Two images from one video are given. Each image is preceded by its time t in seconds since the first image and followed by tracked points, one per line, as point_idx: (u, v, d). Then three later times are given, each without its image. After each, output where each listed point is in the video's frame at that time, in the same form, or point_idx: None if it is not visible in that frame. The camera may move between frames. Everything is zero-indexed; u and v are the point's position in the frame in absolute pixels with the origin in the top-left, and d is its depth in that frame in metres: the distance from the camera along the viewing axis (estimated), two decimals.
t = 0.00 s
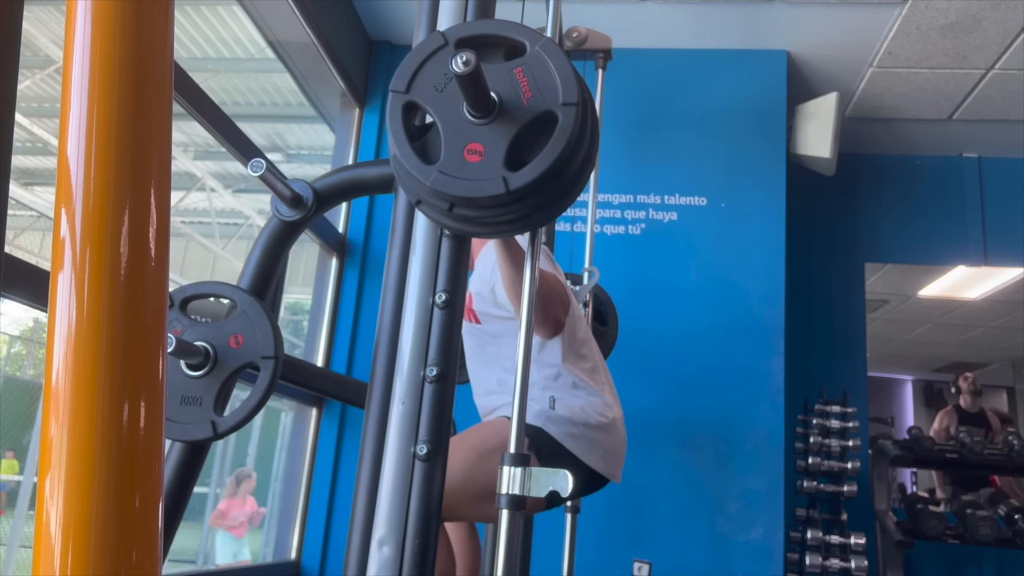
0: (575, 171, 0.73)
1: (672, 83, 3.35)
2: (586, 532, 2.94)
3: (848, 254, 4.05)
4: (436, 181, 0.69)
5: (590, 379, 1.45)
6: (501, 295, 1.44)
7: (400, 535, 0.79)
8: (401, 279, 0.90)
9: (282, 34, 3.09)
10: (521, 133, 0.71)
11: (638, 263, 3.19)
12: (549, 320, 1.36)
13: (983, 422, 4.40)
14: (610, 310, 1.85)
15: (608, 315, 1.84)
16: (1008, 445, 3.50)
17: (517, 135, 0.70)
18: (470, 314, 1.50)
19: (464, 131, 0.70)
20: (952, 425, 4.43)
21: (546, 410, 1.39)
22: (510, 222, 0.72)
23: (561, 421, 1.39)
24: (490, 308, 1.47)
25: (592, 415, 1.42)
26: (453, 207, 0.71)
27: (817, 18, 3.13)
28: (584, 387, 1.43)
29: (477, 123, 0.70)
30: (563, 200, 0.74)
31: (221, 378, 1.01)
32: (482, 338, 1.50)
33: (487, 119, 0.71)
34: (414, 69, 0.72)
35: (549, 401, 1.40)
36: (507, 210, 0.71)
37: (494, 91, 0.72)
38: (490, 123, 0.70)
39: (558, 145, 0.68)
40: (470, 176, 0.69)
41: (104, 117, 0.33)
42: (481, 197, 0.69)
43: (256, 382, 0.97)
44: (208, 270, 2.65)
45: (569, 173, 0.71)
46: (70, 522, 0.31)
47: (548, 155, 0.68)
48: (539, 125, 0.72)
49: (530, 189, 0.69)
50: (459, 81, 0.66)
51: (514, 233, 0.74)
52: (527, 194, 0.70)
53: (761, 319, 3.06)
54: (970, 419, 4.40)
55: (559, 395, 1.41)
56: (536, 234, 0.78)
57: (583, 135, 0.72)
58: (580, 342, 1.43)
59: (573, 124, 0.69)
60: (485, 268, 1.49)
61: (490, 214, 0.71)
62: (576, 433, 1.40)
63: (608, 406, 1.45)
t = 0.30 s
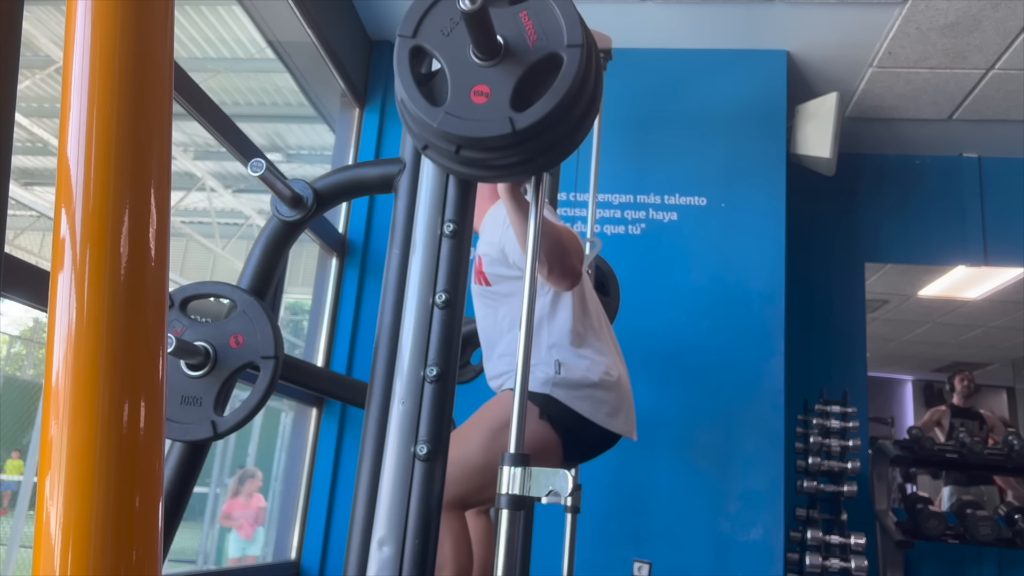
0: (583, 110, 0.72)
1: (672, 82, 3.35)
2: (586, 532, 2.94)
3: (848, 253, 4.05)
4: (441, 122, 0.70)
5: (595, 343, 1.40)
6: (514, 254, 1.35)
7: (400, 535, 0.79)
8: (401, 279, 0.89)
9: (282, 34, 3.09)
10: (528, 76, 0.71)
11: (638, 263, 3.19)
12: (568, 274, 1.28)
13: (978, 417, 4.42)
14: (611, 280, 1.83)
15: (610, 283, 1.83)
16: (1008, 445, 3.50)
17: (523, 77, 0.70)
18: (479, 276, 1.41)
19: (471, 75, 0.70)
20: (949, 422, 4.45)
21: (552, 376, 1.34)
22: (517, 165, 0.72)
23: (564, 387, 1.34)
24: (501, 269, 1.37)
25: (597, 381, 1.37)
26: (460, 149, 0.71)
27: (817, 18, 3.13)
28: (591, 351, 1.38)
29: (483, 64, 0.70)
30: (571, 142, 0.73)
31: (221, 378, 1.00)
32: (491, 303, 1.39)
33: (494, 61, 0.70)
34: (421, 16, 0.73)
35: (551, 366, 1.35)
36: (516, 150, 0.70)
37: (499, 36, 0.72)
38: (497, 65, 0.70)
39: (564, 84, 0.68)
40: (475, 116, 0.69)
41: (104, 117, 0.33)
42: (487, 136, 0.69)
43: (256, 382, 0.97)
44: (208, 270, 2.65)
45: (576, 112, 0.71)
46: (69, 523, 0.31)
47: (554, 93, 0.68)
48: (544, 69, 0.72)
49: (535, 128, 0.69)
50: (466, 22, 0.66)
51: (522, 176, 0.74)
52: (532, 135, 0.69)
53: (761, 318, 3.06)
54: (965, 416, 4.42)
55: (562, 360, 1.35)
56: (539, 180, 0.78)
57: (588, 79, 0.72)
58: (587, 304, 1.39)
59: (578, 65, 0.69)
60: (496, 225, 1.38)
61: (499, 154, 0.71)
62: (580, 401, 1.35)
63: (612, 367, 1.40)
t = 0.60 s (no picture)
0: (587, 49, 0.75)
1: (672, 82, 3.35)
2: (586, 532, 2.94)
3: (848, 253, 4.05)
4: (450, 59, 0.72)
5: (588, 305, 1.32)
6: (515, 211, 1.29)
7: (400, 534, 0.79)
8: (401, 278, 0.89)
9: (282, 34, 3.09)
10: (534, 14, 0.73)
11: (638, 263, 3.19)
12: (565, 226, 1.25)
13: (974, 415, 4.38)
14: (613, 247, 1.83)
15: (612, 250, 1.85)
16: (1008, 444, 3.51)
17: (530, 14, 0.73)
18: (477, 229, 1.36)
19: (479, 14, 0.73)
20: (946, 420, 4.46)
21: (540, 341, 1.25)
22: (522, 104, 0.74)
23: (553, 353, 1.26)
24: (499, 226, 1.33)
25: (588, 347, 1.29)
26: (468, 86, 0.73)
27: (817, 18, 3.13)
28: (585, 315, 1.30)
29: (491, 3, 0.73)
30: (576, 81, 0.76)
31: (221, 378, 1.00)
32: (488, 258, 1.35)
33: None
34: None
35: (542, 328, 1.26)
36: (522, 87, 0.73)
37: None
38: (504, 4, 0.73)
39: (568, 20, 0.71)
40: (483, 53, 0.72)
41: (104, 117, 0.33)
42: (495, 70, 0.71)
43: (256, 382, 0.97)
44: (209, 270, 2.66)
45: (581, 50, 0.74)
46: (69, 522, 0.31)
47: (560, 29, 0.71)
48: (550, 8, 0.75)
49: (540, 65, 0.72)
50: None
51: (527, 117, 0.77)
52: (538, 72, 0.72)
53: (760, 318, 3.06)
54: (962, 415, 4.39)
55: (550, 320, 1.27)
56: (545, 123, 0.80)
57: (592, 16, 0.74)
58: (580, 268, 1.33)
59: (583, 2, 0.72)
60: (500, 179, 1.32)
61: (506, 91, 0.73)
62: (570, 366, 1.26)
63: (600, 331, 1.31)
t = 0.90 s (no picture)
0: (590, 24, 0.75)
1: (671, 82, 3.35)
2: (586, 532, 2.94)
3: (848, 253, 4.05)
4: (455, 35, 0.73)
5: (576, 291, 1.30)
6: (512, 193, 1.28)
7: (400, 534, 0.79)
8: (401, 278, 0.89)
9: (282, 34, 3.09)
10: None
11: (638, 263, 3.19)
12: (566, 208, 1.25)
13: (975, 417, 4.38)
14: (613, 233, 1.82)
15: (613, 236, 1.84)
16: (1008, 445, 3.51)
17: None
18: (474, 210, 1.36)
19: None
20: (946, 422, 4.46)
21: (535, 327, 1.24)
22: (526, 78, 0.75)
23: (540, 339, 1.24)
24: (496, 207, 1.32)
25: (575, 332, 1.27)
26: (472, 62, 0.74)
27: (817, 18, 3.13)
28: (572, 301, 1.29)
29: None
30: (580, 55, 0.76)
31: (221, 378, 1.01)
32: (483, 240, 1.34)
33: None
34: None
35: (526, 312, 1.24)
36: (525, 61, 0.73)
37: None
38: None
39: None
40: (492, 26, 0.72)
41: (104, 117, 0.33)
42: (506, 43, 0.72)
43: (256, 382, 0.97)
44: (208, 270, 2.66)
45: (584, 23, 0.74)
46: (69, 521, 0.31)
47: None
48: None
49: (544, 38, 0.72)
50: None
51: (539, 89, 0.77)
52: (542, 45, 0.72)
53: (761, 319, 3.06)
54: (963, 416, 4.40)
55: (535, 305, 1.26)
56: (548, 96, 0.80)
57: None
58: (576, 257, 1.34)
59: None
60: (498, 161, 1.32)
61: (510, 65, 0.73)
62: (557, 352, 1.24)
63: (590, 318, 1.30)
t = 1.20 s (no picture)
0: (590, 22, 0.74)
1: (671, 82, 3.35)
2: (586, 531, 2.95)
3: (848, 253, 4.05)
4: (453, 31, 0.73)
5: (578, 287, 1.30)
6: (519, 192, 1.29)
7: (400, 534, 0.79)
8: (401, 277, 0.89)
9: (282, 34, 3.09)
10: None
11: (638, 264, 3.19)
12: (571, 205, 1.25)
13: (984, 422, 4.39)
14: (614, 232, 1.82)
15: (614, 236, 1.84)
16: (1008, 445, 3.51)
17: None
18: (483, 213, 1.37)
19: None
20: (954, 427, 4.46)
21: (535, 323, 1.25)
22: (549, 69, 0.74)
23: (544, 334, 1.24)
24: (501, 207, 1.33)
25: (576, 328, 1.27)
26: (467, 57, 0.74)
27: (817, 18, 3.13)
28: (573, 297, 1.29)
29: None
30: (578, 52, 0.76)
31: (221, 378, 1.01)
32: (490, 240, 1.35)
33: None
34: None
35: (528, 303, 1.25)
36: (521, 61, 0.73)
37: None
38: None
39: None
40: (508, 21, 0.72)
41: (104, 117, 0.33)
42: (526, 34, 0.71)
43: (256, 382, 0.97)
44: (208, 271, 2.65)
45: (584, 22, 0.73)
46: (68, 522, 0.31)
47: None
48: None
49: (539, 39, 0.72)
50: None
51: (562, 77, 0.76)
52: (538, 45, 0.72)
53: (761, 319, 3.06)
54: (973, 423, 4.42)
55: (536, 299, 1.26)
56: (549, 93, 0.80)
57: None
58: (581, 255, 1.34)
59: None
60: (503, 161, 1.32)
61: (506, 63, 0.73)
62: (559, 346, 1.25)
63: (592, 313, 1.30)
